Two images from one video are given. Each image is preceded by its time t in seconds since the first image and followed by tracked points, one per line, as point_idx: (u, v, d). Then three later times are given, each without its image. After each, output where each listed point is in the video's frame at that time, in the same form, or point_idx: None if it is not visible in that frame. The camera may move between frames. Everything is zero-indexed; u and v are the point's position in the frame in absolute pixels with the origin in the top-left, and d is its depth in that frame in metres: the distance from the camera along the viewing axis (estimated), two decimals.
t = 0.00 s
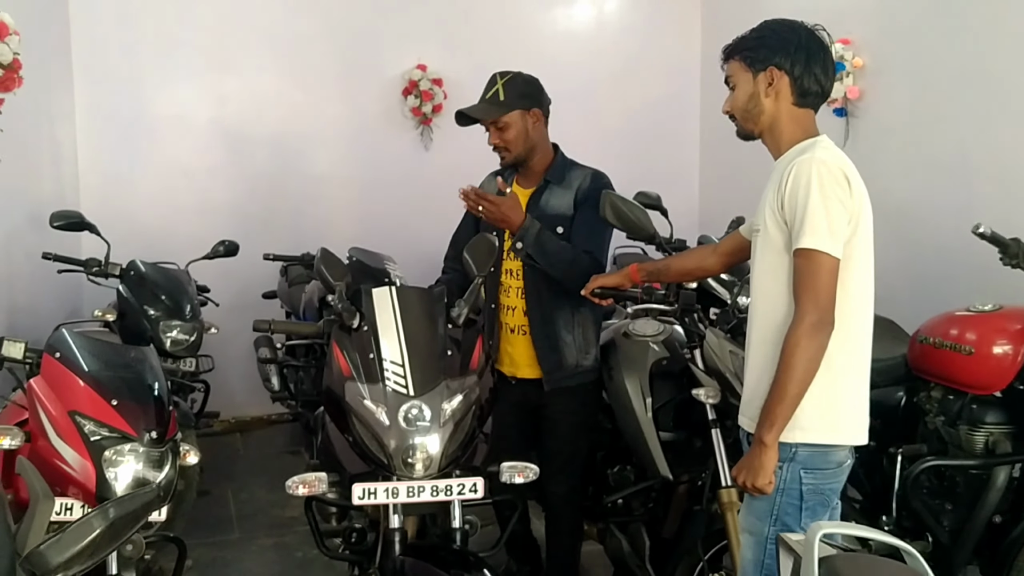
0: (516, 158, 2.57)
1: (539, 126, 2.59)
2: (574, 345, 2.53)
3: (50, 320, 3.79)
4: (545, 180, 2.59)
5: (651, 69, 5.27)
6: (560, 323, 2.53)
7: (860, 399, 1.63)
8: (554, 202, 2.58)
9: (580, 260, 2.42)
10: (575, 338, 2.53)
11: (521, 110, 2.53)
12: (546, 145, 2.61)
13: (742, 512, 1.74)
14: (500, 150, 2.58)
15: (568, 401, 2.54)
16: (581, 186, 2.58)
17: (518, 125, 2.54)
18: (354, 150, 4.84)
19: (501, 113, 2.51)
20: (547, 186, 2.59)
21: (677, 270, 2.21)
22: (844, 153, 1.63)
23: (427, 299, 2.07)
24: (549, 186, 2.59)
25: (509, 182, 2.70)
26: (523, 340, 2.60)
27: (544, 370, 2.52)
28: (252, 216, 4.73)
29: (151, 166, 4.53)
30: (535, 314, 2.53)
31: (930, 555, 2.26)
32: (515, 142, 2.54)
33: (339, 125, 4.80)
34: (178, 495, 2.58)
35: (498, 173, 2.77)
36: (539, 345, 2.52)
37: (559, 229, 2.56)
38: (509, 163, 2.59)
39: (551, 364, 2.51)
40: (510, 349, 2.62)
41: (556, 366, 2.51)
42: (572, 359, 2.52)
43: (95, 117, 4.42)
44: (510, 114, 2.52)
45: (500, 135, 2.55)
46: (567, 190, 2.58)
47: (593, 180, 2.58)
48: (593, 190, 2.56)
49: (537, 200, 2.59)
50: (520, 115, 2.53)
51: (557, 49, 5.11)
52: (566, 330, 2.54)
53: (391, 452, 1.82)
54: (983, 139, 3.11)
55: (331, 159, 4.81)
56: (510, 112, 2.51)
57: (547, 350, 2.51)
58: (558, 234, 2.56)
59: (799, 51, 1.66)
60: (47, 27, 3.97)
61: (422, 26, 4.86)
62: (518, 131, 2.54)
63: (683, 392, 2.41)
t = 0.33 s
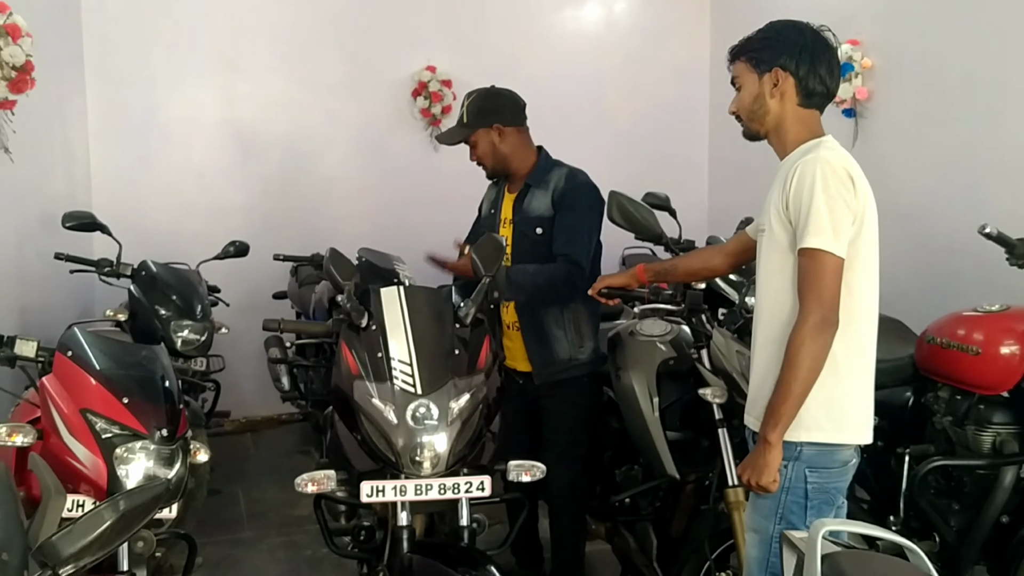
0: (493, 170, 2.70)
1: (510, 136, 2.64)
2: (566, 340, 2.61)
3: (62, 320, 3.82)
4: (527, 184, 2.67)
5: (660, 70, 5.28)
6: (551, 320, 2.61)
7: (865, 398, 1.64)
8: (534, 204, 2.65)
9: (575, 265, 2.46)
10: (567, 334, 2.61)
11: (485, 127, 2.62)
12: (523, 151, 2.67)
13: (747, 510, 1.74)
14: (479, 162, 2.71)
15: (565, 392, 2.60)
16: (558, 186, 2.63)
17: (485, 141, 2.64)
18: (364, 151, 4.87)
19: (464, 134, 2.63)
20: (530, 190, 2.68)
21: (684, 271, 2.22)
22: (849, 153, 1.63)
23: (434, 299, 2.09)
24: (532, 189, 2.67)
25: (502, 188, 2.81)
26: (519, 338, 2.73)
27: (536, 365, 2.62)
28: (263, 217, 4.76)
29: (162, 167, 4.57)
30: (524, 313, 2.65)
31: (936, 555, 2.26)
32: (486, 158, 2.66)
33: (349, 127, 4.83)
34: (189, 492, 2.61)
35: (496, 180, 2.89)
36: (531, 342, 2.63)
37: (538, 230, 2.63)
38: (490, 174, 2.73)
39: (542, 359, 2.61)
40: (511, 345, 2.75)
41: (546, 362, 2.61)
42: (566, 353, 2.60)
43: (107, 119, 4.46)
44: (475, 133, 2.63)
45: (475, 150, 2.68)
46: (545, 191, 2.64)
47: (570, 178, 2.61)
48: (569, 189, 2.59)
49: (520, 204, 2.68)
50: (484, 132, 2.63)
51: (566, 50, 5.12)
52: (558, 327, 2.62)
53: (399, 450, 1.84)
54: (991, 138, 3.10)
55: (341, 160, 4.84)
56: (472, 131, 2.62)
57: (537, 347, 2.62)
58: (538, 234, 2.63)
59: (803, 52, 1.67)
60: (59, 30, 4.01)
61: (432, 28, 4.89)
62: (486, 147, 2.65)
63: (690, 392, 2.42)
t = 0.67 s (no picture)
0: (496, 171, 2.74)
1: (513, 140, 2.73)
2: (550, 336, 2.61)
3: (73, 322, 3.86)
4: (517, 188, 2.70)
5: (668, 72, 5.29)
6: (535, 317, 2.62)
7: (871, 399, 1.65)
8: (520, 209, 2.67)
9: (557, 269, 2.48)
10: (551, 331, 2.61)
11: (492, 127, 2.69)
12: (524, 155, 2.75)
13: (753, 510, 1.75)
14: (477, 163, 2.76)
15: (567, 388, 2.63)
16: (541, 190, 2.63)
17: (491, 140, 2.70)
18: (371, 153, 4.89)
19: (472, 133, 2.68)
20: (519, 194, 2.70)
21: (691, 272, 2.22)
22: (854, 155, 1.64)
23: (441, 300, 2.10)
24: (520, 194, 2.69)
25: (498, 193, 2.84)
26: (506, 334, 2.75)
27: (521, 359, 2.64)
28: (272, 219, 4.79)
29: (172, 170, 4.60)
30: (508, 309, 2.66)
31: (943, 556, 2.27)
32: (491, 158, 2.71)
33: (358, 129, 4.85)
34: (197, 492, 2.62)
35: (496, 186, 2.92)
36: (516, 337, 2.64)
37: (523, 232, 2.65)
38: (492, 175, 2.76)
39: (525, 354, 2.63)
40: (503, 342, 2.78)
41: (531, 357, 2.62)
42: (549, 349, 2.61)
43: (118, 121, 4.49)
44: (482, 133, 2.68)
45: (476, 150, 2.72)
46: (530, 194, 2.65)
47: (551, 183, 2.61)
48: (550, 194, 2.59)
49: (510, 208, 2.71)
50: (491, 132, 2.69)
51: (573, 52, 5.13)
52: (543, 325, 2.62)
53: (407, 451, 1.85)
54: (999, 139, 3.10)
55: (349, 163, 4.86)
56: (482, 130, 2.68)
57: (522, 341, 2.63)
58: (523, 236, 2.65)
59: (809, 56, 1.67)
60: (70, 33, 4.05)
61: (440, 30, 4.91)
62: (492, 147, 2.70)
63: (696, 394, 2.43)
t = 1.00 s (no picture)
0: (519, 157, 2.72)
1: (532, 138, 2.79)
2: (559, 325, 2.64)
3: (80, 322, 3.87)
4: (521, 184, 2.72)
5: (672, 71, 5.29)
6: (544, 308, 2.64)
7: (874, 397, 1.65)
8: (526, 202, 2.68)
9: (559, 256, 2.52)
10: (560, 321, 2.64)
11: (530, 118, 2.72)
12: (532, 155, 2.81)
13: (756, 508, 1.76)
14: (501, 148, 2.70)
15: (569, 380, 2.65)
16: (549, 184, 2.65)
17: (523, 130, 2.71)
18: (377, 153, 4.90)
19: (520, 114, 2.67)
20: (522, 189, 2.71)
21: (695, 271, 2.22)
22: (857, 154, 1.64)
23: (446, 300, 2.11)
24: (524, 188, 2.70)
25: (495, 191, 2.84)
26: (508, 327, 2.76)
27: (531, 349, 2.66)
28: (278, 219, 4.80)
29: (178, 170, 4.62)
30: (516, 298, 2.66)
31: (948, 555, 2.27)
32: (522, 144, 2.70)
33: (363, 129, 4.86)
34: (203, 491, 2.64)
35: (487, 184, 2.91)
36: (525, 328, 2.66)
37: (531, 224, 2.66)
38: (512, 161, 2.72)
39: (536, 344, 2.64)
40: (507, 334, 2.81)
41: (542, 347, 2.64)
42: (558, 339, 2.64)
43: (123, 122, 4.51)
44: (524, 119, 2.69)
45: (506, 135, 2.68)
46: (536, 189, 2.67)
47: (558, 177, 2.64)
48: (558, 187, 2.63)
49: (513, 202, 2.72)
50: (528, 122, 2.72)
51: (578, 52, 5.13)
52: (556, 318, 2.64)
53: (411, 449, 1.86)
54: (1003, 138, 3.10)
55: (355, 163, 4.87)
56: (527, 115, 2.69)
57: (532, 332, 2.65)
58: (531, 228, 2.66)
59: (811, 55, 1.68)
60: (77, 34, 4.07)
61: (445, 30, 4.92)
62: (524, 134, 2.71)
63: (701, 394, 2.45)
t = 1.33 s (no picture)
0: (531, 159, 2.67)
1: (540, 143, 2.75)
2: (569, 325, 2.63)
3: (84, 322, 3.88)
4: (530, 184, 2.70)
5: (675, 71, 5.29)
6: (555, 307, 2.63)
7: (876, 396, 1.66)
8: (538, 202, 2.67)
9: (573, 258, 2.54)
10: (570, 321, 2.63)
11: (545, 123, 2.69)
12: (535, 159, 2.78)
13: (759, 506, 1.76)
14: (517, 150, 2.64)
15: (576, 379, 2.65)
16: (561, 185, 2.67)
17: (538, 133, 2.67)
18: (380, 153, 4.91)
19: (540, 118, 2.63)
20: (531, 189, 2.70)
21: (697, 272, 2.23)
22: (859, 154, 1.64)
23: (449, 300, 2.12)
24: (534, 188, 2.69)
25: (500, 190, 2.80)
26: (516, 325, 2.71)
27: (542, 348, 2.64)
28: (281, 220, 4.81)
29: (181, 170, 4.63)
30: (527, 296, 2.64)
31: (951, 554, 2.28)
32: (536, 147, 2.66)
33: (366, 130, 4.87)
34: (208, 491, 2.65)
35: (489, 182, 2.85)
36: (537, 327, 2.63)
37: (545, 225, 2.65)
38: (524, 162, 2.67)
39: (547, 343, 2.63)
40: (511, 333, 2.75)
41: (553, 346, 2.62)
42: (568, 338, 2.63)
43: (127, 122, 4.53)
44: (541, 123, 2.66)
45: (524, 137, 2.63)
46: (548, 190, 2.67)
47: (571, 180, 2.66)
48: (572, 189, 2.64)
49: (523, 202, 2.70)
50: (543, 126, 2.69)
51: (581, 51, 5.14)
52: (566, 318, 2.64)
53: (415, 449, 1.86)
54: (1006, 137, 3.10)
55: (358, 163, 4.88)
56: (545, 119, 2.65)
57: (543, 331, 2.62)
58: (544, 229, 2.66)
59: (812, 56, 1.68)
60: (81, 35, 4.08)
61: (448, 30, 4.92)
62: (539, 137, 2.67)
63: (704, 392, 2.45)
